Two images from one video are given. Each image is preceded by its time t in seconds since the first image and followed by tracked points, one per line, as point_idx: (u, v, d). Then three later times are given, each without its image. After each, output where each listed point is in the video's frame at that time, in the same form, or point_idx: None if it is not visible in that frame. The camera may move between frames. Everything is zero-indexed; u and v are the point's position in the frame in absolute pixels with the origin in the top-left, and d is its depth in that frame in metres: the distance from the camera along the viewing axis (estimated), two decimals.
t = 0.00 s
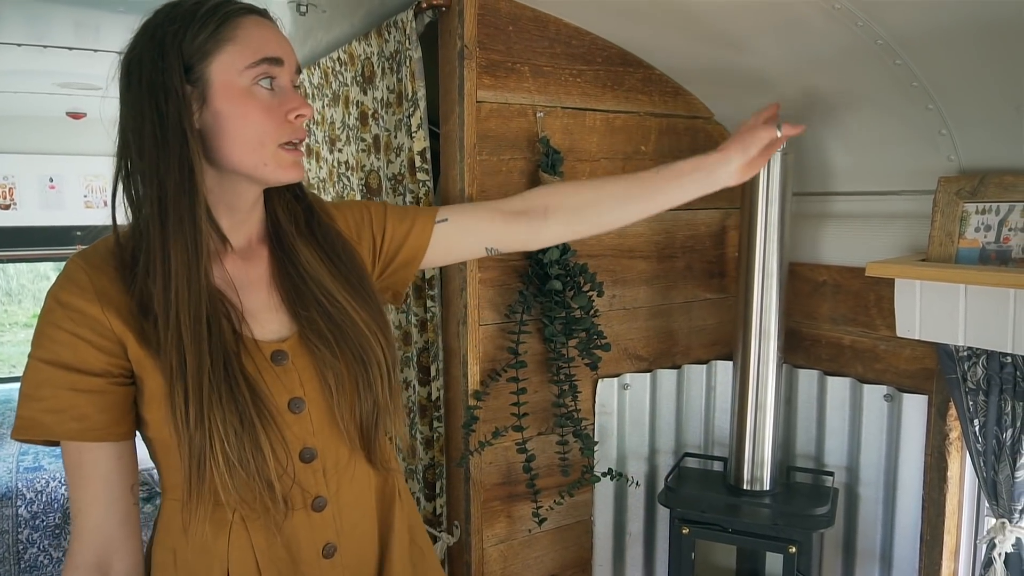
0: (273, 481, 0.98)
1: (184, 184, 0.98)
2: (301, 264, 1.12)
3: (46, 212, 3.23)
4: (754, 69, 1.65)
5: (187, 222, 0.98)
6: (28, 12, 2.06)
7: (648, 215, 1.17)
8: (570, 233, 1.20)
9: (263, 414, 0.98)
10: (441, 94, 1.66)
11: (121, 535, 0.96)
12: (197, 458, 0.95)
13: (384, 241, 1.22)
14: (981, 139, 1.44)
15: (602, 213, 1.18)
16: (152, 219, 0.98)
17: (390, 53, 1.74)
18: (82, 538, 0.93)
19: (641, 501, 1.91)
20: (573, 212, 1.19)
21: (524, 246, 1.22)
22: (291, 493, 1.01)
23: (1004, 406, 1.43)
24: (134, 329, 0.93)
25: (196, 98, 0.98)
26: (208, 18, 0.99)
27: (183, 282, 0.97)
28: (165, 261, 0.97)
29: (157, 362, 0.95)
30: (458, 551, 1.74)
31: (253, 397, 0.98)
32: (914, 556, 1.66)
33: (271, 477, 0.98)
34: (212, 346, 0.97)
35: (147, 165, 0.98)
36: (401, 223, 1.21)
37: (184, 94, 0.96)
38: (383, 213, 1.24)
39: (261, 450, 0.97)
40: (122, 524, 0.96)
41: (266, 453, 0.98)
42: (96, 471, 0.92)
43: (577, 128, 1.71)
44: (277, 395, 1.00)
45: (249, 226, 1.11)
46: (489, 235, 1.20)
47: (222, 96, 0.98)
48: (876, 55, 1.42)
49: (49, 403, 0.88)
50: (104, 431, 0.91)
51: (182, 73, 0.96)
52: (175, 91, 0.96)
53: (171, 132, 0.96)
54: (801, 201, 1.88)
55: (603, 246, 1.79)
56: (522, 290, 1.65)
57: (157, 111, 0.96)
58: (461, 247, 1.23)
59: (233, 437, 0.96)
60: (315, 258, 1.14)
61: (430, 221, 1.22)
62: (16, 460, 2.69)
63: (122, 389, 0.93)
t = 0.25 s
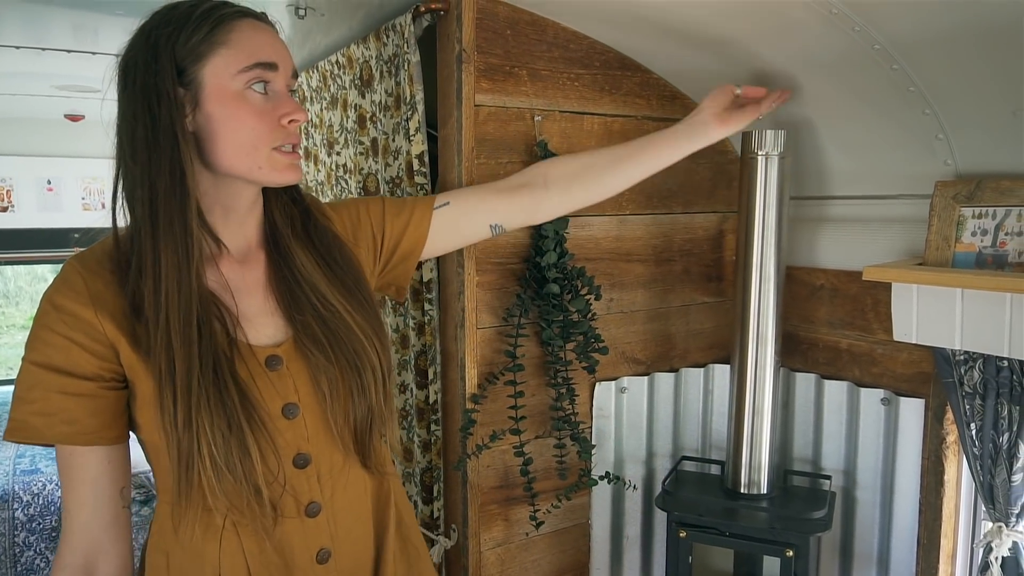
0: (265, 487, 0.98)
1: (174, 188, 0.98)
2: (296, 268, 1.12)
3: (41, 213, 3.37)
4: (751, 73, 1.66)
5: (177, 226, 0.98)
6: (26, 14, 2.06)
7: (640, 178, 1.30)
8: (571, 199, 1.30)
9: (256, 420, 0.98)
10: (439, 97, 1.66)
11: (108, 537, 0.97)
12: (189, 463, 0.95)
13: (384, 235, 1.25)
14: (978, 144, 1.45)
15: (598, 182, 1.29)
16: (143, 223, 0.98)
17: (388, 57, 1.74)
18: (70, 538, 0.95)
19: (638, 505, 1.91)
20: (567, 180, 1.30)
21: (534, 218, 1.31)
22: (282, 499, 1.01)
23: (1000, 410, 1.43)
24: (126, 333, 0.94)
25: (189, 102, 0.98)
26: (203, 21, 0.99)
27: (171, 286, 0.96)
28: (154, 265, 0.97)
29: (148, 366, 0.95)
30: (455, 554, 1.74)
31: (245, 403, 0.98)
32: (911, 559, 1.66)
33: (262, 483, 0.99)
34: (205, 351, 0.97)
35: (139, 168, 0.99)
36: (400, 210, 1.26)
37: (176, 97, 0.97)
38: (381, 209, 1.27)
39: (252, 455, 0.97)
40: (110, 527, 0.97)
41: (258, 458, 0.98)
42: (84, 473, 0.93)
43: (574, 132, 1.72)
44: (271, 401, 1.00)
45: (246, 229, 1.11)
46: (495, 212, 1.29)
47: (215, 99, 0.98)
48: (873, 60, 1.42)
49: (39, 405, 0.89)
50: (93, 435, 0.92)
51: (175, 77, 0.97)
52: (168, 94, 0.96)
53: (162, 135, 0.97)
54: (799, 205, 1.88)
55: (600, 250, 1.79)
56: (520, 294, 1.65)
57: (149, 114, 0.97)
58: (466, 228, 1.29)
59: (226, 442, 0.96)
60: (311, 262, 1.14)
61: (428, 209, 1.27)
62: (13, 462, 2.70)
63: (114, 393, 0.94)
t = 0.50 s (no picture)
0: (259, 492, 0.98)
1: (163, 190, 0.98)
2: (294, 271, 1.12)
3: (40, 215, 3.39)
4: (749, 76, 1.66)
5: (166, 226, 0.98)
6: (24, 16, 2.06)
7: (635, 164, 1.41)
8: (573, 182, 1.38)
9: (249, 424, 0.98)
10: (438, 100, 1.67)
11: (103, 539, 0.97)
12: (181, 466, 0.95)
13: (386, 235, 1.26)
14: (975, 147, 1.45)
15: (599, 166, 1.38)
16: (135, 225, 0.98)
17: (387, 59, 1.75)
18: (66, 540, 0.95)
19: (636, 508, 1.91)
20: (569, 164, 1.39)
21: (536, 203, 1.38)
22: (274, 504, 1.01)
23: (998, 413, 1.44)
24: (121, 335, 0.94)
25: (180, 104, 0.98)
26: (192, 22, 0.99)
27: (161, 288, 0.96)
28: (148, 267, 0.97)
29: (142, 368, 0.95)
30: (454, 557, 1.74)
31: (239, 407, 0.98)
32: (908, 561, 1.66)
33: (255, 488, 0.99)
34: (200, 354, 0.97)
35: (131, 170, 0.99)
36: (402, 207, 1.27)
37: (165, 99, 0.97)
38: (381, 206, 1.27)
39: (246, 460, 0.97)
40: (106, 530, 0.97)
41: (251, 463, 0.98)
42: (82, 473, 0.94)
43: (573, 134, 1.72)
44: (266, 405, 1.00)
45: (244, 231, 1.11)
46: (501, 197, 1.34)
47: (204, 101, 0.98)
48: (871, 63, 1.43)
49: (34, 406, 0.90)
50: (90, 437, 0.92)
51: (164, 79, 0.97)
52: (158, 97, 0.96)
53: (152, 137, 0.97)
54: (797, 208, 1.88)
55: (599, 252, 1.79)
56: (518, 296, 1.65)
57: (139, 118, 0.98)
58: (473, 217, 1.33)
59: (219, 446, 0.96)
60: (308, 264, 1.14)
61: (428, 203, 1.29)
62: (12, 464, 2.70)
63: (109, 395, 0.94)
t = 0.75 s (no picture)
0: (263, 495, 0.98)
1: (165, 194, 0.98)
2: (296, 274, 1.12)
3: (43, 219, 3.46)
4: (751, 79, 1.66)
5: (168, 231, 0.98)
6: (27, 19, 2.07)
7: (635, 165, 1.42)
8: (571, 183, 1.38)
9: (253, 427, 0.98)
10: (440, 103, 1.67)
11: (104, 544, 0.97)
12: (185, 470, 0.95)
13: (385, 237, 1.26)
14: (977, 150, 1.45)
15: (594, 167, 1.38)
16: (136, 229, 0.99)
17: (389, 62, 1.75)
18: (67, 545, 0.95)
19: (638, 510, 1.91)
20: (567, 165, 1.39)
21: (536, 204, 1.37)
22: (279, 507, 1.01)
23: (1000, 416, 1.44)
24: (123, 338, 0.94)
25: (180, 107, 0.99)
26: (192, 24, 0.99)
27: (164, 291, 0.96)
28: (150, 271, 0.97)
29: (145, 372, 0.95)
30: (455, 559, 1.74)
31: (242, 410, 0.98)
32: (910, 564, 1.66)
33: (260, 491, 0.99)
34: (204, 358, 0.97)
35: (132, 173, 0.99)
36: (402, 209, 1.27)
37: (166, 102, 0.97)
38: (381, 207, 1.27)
39: (250, 463, 0.98)
40: (107, 534, 0.97)
41: (255, 466, 0.98)
42: (82, 478, 0.94)
43: (575, 137, 1.72)
44: (270, 407, 1.01)
45: (245, 234, 1.11)
46: (499, 200, 1.34)
47: (205, 104, 0.98)
48: (873, 66, 1.43)
49: (36, 410, 0.90)
50: (91, 441, 0.92)
51: (165, 82, 0.97)
52: (158, 100, 0.96)
53: (153, 141, 0.97)
54: (799, 210, 1.89)
55: (601, 255, 1.80)
56: (520, 299, 1.65)
57: (140, 121, 0.98)
58: (473, 219, 1.34)
59: (223, 450, 0.96)
60: (310, 266, 1.14)
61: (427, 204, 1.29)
62: (13, 466, 2.71)
63: (111, 399, 0.94)
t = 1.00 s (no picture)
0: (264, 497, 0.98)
1: (166, 197, 0.98)
2: (296, 277, 1.12)
3: (45, 221, 3.47)
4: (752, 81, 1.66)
5: (169, 235, 0.98)
6: (29, 21, 2.07)
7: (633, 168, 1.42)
8: (570, 183, 1.38)
9: (254, 430, 0.98)
10: (441, 105, 1.67)
11: (104, 548, 0.97)
12: (186, 473, 0.95)
13: (386, 239, 1.26)
14: (979, 152, 1.45)
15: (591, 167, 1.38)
16: (137, 232, 0.99)
17: (390, 64, 1.75)
18: (67, 548, 0.95)
19: (640, 512, 1.91)
20: (566, 165, 1.39)
21: (535, 205, 1.37)
22: (281, 509, 1.01)
23: (1002, 418, 1.43)
24: (124, 341, 0.94)
25: (180, 110, 0.99)
26: (193, 28, 0.99)
27: (166, 294, 0.96)
28: (151, 274, 0.97)
29: (145, 375, 0.95)
30: (457, 561, 1.74)
31: (244, 412, 0.98)
32: (913, 567, 1.66)
33: (262, 494, 0.99)
34: (204, 360, 0.97)
35: (132, 177, 0.99)
36: (402, 211, 1.27)
37: (166, 105, 0.97)
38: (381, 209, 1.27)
39: (251, 465, 0.97)
40: (107, 537, 0.97)
41: (256, 469, 0.98)
42: (82, 481, 0.94)
43: (576, 139, 1.72)
44: (271, 410, 1.01)
45: (246, 237, 1.11)
46: (498, 202, 1.34)
47: (206, 108, 0.98)
48: (874, 68, 1.43)
49: (37, 413, 0.90)
50: (91, 444, 0.92)
51: (165, 86, 0.97)
52: (158, 104, 0.97)
53: (153, 144, 0.97)
54: (800, 212, 1.88)
55: (602, 257, 1.80)
56: (522, 301, 1.65)
57: (140, 125, 0.98)
58: (473, 221, 1.33)
59: (224, 453, 0.96)
60: (310, 269, 1.14)
61: (427, 206, 1.29)
62: (15, 468, 2.72)
63: (111, 402, 0.94)
